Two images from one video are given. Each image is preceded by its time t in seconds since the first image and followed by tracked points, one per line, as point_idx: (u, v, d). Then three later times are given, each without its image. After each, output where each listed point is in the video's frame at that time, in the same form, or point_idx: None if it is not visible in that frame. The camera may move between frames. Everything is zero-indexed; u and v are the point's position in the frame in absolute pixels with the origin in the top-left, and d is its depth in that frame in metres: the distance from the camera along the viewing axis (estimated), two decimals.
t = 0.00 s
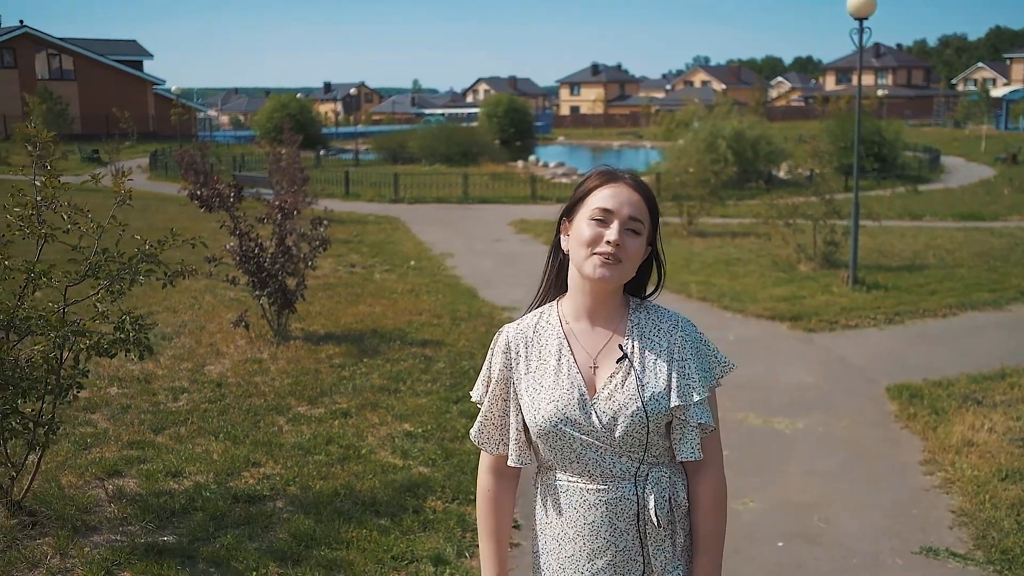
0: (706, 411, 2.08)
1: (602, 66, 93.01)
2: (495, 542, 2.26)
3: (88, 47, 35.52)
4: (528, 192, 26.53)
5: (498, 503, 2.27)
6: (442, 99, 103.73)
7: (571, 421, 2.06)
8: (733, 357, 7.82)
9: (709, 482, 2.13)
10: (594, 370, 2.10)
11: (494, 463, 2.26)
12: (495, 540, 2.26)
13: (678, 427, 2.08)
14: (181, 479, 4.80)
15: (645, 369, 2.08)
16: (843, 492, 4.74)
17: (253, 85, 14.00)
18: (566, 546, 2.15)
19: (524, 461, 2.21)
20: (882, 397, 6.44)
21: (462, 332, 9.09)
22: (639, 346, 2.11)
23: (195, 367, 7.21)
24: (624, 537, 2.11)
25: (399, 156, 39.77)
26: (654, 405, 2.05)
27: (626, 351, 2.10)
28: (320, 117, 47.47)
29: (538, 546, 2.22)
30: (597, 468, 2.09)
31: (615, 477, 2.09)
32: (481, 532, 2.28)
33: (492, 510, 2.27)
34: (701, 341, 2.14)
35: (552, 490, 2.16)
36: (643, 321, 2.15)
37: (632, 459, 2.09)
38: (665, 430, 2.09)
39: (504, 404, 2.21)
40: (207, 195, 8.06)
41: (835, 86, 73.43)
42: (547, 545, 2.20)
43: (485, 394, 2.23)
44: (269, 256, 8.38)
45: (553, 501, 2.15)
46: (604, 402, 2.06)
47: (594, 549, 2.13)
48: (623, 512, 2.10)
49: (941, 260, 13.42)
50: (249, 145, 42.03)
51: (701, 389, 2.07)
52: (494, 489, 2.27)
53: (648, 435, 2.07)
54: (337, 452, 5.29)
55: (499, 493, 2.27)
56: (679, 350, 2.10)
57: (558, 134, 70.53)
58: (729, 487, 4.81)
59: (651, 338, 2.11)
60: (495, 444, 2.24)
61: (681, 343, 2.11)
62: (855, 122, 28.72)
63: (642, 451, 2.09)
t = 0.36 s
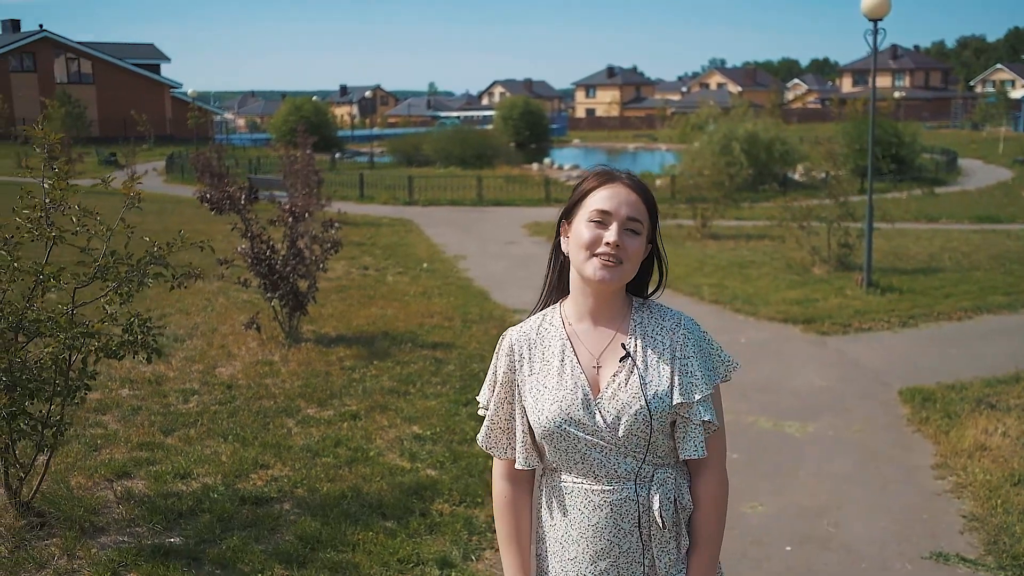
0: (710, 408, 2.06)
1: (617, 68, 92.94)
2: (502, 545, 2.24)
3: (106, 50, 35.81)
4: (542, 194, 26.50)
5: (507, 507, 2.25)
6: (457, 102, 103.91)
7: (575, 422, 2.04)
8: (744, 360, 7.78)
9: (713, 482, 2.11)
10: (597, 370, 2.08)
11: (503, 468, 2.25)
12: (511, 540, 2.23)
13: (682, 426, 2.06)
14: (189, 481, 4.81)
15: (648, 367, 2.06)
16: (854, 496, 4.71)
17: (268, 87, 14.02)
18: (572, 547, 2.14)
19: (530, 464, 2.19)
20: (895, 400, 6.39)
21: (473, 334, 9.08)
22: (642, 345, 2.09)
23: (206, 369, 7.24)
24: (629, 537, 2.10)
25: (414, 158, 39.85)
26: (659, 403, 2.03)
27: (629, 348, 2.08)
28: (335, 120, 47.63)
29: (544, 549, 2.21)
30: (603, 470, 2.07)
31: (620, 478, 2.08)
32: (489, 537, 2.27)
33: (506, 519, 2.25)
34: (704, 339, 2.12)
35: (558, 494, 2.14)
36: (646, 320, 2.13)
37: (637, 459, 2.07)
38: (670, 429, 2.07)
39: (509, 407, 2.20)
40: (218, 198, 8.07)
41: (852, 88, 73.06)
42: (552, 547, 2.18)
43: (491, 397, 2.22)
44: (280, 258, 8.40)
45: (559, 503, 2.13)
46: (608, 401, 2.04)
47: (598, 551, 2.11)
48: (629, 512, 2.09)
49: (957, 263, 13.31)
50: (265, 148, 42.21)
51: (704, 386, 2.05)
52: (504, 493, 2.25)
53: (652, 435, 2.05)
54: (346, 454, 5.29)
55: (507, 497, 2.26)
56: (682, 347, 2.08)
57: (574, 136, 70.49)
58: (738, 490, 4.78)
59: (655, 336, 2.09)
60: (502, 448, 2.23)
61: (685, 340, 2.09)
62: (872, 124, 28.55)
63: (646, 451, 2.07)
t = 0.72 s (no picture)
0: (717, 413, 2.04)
1: (626, 70, 92.83)
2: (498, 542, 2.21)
3: (117, 54, 36.03)
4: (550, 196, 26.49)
5: (506, 503, 2.23)
6: (466, 104, 104.04)
7: (578, 420, 2.03)
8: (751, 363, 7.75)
9: (716, 491, 2.09)
10: (602, 370, 2.07)
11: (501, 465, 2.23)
12: (509, 541, 2.20)
13: (689, 430, 2.04)
14: (192, 484, 4.81)
15: (654, 370, 2.04)
16: (860, 499, 4.67)
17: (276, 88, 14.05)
18: (570, 548, 2.11)
19: (530, 462, 2.17)
20: (901, 403, 6.36)
21: (479, 337, 9.05)
22: (647, 346, 2.07)
23: (211, 371, 7.25)
24: (629, 541, 2.07)
25: (422, 161, 39.92)
26: (665, 406, 2.01)
27: (635, 349, 2.07)
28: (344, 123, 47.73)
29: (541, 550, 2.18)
30: (605, 469, 2.05)
31: (624, 479, 2.05)
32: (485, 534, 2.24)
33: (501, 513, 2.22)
34: (712, 344, 2.10)
35: (557, 495, 2.12)
36: (645, 323, 2.11)
37: (642, 461, 2.05)
38: (675, 434, 2.05)
39: (510, 404, 2.19)
40: (224, 200, 8.08)
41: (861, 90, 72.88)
42: (550, 548, 2.15)
43: (492, 392, 2.21)
44: (286, 260, 8.41)
45: (559, 503, 2.10)
46: (613, 399, 2.03)
47: (597, 554, 2.08)
48: (630, 513, 2.06)
49: (966, 265, 13.25)
50: (273, 150, 42.34)
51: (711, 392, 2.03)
52: (503, 491, 2.23)
53: (657, 439, 2.03)
54: (349, 456, 5.28)
55: (505, 494, 2.23)
56: (690, 351, 2.06)
57: (582, 138, 70.49)
58: (743, 493, 4.75)
59: (659, 340, 2.07)
60: (498, 443, 2.21)
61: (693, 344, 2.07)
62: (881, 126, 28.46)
63: (651, 454, 2.05)
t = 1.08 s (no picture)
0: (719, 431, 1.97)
1: (620, 71, 92.88)
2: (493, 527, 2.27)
3: (110, 57, 35.93)
4: (545, 198, 26.47)
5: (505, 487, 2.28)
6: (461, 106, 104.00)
7: (569, 419, 2.03)
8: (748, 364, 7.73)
9: (714, 511, 2.04)
10: (600, 371, 2.06)
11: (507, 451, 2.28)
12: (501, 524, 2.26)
13: (688, 445, 2.00)
14: (186, 487, 4.78)
15: (652, 376, 2.01)
16: (858, 500, 4.66)
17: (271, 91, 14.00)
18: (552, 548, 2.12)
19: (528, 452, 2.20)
20: (898, 403, 6.35)
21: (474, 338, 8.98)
22: (649, 354, 2.04)
23: (205, 374, 7.22)
24: (610, 550, 2.06)
25: (417, 163, 39.87)
26: (659, 418, 1.98)
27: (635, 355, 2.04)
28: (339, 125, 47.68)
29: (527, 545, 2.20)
30: (593, 471, 2.04)
31: (610, 482, 2.03)
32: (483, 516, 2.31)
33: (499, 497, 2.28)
34: (724, 361, 2.04)
35: (548, 492, 2.13)
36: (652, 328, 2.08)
37: (631, 469, 2.02)
38: (671, 446, 2.01)
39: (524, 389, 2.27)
40: (218, 202, 8.04)
41: (856, 91, 73.04)
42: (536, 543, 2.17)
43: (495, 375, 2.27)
44: (280, 262, 8.38)
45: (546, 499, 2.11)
46: (607, 403, 2.01)
47: (576, 557, 2.08)
48: (614, 520, 2.05)
49: (962, 265, 13.26)
50: (268, 152, 42.29)
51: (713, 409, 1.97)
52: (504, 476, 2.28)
53: (648, 449, 2.00)
54: (344, 459, 5.26)
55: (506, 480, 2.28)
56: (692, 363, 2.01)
57: (577, 140, 70.50)
58: (740, 494, 4.73)
59: (662, 349, 2.04)
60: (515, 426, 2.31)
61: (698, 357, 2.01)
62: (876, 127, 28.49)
63: (641, 464, 2.02)
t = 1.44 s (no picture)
0: (685, 482, 1.79)
1: (601, 73, 93.16)
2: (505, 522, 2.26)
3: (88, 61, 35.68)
4: (528, 200, 26.49)
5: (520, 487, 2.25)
6: (442, 108, 103.94)
7: (546, 436, 1.97)
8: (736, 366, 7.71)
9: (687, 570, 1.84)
10: (583, 392, 1.95)
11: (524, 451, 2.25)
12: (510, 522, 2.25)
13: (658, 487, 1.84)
14: (171, 495, 4.72)
15: (626, 410, 1.87)
16: (847, 503, 4.64)
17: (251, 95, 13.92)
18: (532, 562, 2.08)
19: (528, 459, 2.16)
20: (885, 403, 6.36)
21: (460, 340, 8.94)
22: (633, 382, 1.89)
23: (189, 381, 7.15)
24: None
25: (398, 165, 39.80)
26: (624, 455, 1.85)
27: (615, 382, 1.90)
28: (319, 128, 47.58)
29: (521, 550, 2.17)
30: (568, 495, 1.96)
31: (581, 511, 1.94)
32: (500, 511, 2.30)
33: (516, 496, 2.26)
34: (716, 405, 1.83)
35: (530, 509, 2.07)
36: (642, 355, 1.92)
37: (602, 502, 1.92)
38: (644, 486, 1.87)
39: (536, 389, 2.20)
40: (200, 206, 7.97)
41: (835, 92, 73.60)
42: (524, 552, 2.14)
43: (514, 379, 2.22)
44: (263, 266, 8.32)
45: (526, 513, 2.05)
46: (579, 429, 1.91)
47: None
48: (585, 548, 1.97)
49: (943, 264, 13.37)
50: (249, 156, 42.11)
51: (680, 458, 1.79)
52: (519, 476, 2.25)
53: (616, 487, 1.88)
54: (331, 465, 5.20)
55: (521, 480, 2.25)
56: (671, 403, 1.83)
57: (559, 142, 70.65)
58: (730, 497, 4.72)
59: (645, 380, 1.88)
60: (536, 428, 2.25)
61: (680, 398, 1.83)
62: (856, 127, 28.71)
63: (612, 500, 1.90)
